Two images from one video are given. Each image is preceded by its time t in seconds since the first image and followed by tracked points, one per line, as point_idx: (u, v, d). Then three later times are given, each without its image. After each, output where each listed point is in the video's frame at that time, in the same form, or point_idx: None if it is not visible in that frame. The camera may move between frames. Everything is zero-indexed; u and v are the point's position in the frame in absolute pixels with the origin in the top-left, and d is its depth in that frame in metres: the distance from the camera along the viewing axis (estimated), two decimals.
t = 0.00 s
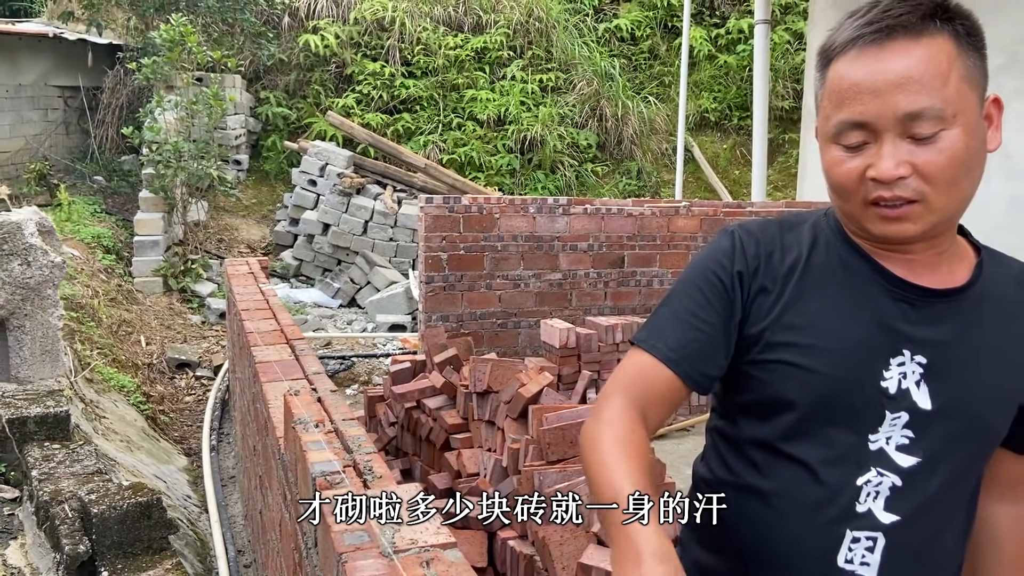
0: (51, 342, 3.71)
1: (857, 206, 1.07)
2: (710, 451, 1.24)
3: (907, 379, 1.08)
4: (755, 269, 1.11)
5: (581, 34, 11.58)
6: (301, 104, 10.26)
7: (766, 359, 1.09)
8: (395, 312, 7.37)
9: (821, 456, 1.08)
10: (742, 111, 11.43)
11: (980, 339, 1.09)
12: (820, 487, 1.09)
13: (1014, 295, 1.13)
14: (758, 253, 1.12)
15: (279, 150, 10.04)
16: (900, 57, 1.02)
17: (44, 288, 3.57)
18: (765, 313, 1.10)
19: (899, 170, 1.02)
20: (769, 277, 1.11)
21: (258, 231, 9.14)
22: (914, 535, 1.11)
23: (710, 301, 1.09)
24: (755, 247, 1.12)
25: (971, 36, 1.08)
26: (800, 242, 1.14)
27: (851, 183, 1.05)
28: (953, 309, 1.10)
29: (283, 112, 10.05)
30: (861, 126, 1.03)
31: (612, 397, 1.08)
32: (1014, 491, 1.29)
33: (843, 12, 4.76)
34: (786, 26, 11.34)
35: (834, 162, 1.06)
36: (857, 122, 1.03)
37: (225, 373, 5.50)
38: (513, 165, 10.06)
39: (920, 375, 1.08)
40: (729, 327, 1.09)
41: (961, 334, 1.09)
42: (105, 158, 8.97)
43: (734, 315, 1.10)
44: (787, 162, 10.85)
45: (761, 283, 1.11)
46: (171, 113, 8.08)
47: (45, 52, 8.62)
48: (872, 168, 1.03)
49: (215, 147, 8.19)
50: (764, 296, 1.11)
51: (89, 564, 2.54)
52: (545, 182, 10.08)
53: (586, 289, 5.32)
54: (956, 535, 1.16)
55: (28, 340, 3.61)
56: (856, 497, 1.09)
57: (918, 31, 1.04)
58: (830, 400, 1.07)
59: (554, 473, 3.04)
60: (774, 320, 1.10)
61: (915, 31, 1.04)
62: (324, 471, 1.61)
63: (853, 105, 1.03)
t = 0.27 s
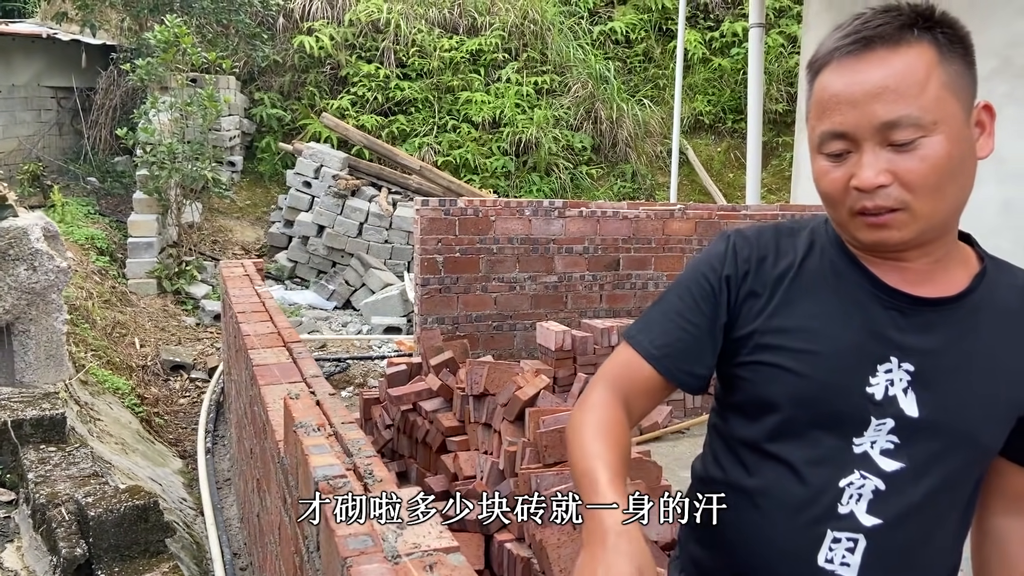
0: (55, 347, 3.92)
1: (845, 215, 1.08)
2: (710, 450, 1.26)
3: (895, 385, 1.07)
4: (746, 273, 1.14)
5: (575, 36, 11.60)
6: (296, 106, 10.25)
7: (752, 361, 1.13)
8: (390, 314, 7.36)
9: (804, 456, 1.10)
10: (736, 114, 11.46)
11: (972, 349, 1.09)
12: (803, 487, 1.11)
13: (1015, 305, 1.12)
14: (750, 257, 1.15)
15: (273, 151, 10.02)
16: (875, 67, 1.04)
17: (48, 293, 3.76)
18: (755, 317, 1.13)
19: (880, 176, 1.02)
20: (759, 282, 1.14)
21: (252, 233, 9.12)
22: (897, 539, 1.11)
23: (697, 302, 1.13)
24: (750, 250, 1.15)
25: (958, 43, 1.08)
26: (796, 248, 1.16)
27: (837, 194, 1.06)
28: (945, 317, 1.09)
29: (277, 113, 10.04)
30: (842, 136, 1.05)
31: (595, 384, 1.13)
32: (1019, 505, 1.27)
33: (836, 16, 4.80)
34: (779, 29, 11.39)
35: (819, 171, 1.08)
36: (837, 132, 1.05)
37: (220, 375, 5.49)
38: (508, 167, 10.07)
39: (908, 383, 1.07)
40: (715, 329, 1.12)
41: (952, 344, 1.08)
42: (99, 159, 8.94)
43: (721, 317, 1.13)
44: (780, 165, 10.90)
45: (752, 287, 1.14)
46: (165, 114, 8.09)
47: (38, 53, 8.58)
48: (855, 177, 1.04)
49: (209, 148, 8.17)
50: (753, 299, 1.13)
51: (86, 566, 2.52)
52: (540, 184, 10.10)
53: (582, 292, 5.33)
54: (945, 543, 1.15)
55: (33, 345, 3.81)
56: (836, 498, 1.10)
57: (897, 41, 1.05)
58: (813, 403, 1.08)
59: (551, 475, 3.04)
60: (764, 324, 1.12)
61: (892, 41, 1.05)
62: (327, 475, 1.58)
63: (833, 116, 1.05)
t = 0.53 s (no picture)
0: (60, 349, 3.96)
1: (814, 219, 1.10)
2: (709, 449, 1.29)
3: (874, 386, 1.09)
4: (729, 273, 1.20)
5: (569, 39, 11.62)
6: (290, 107, 10.24)
7: (731, 361, 1.19)
8: (386, 315, 7.35)
9: (789, 455, 1.14)
10: (729, 116, 11.51)
11: (955, 346, 1.08)
12: (788, 486, 1.14)
13: (1002, 302, 1.10)
14: (730, 262, 1.21)
15: (267, 153, 10.01)
16: (837, 72, 1.06)
17: (55, 295, 3.80)
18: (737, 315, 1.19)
19: (841, 178, 1.05)
20: (738, 284, 1.19)
21: (246, 234, 9.10)
22: (887, 539, 1.10)
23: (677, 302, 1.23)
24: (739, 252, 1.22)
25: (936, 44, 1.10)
26: (779, 252, 1.20)
27: (805, 200, 1.09)
28: (925, 318, 1.09)
29: (271, 114, 10.03)
30: (810, 142, 1.08)
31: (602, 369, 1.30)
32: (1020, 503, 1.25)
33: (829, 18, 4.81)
34: (772, 32, 11.45)
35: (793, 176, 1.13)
36: (803, 138, 1.08)
37: (214, 377, 5.47)
38: (502, 169, 10.08)
39: (887, 383, 1.08)
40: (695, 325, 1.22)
41: (932, 343, 1.09)
42: (92, 161, 8.90)
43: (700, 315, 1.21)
44: (774, 167, 10.94)
45: (734, 287, 1.20)
46: (159, 115, 8.09)
47: (31, 54, 8.54)
48: (822, 181, 1.07)
49: (204, 150, 8.15)
50: (734, 301, 1.20)
51: (84, 568, 2.51)
52: (535, 186, 10.11)
53: (577, 294, 5.34)
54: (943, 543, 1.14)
55: (39, 347, 3.84)
56: (820, 496, 1.12)
57: (863, 47, 1.07)
58: (788, 400, 1.13)
59: (548, 477, 3.05)
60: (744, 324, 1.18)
61: (855, 47, 1.07)
62: (330, 477, 1.54)
63: (798, 122, 1.09)
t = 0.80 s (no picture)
0: (71, 350, 4.21)
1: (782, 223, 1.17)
2: (698, 443, 1.38)
3: (834, 384, 1.16)
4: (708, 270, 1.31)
5: (562, 39, 11.64)
6: (283, 108, 10.22)
7: (707, 359, 1.29)
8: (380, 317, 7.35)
9: (764, 447, 1.23)
10: (722, 117, 11.53)
11: (916, 344, 1.14)
12: (760, 476, 1.23)
13: (966, 300, 1.15)
14: (707, 269, 1.31)
15: (260, 153, 9.99)
16: (806, 80, 1.12)
17: (65, 296, 4.03)
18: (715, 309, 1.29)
19: (808, 183, 1.11)
20: (710, 289, 1.30)
21: (239, 235, 9.07)
22: (855, 529, 1.17)
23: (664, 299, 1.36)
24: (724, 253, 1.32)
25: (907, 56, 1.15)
26: (753, 258, 1.29)
27: (774, 204, 1.16)
28: (888, 317, 1.16)
29: (263, 115, 10.02)
30: (780, 150, 1.13)
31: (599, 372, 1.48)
32: (1011, 499, 1.24)
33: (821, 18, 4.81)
34: (764, 34, 11.49)
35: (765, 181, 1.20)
36: (772, 141, 1.14)
37: (208, 379, 5.45)
38: (495, 170, 10.10)
39: (848, 380, 1.16)
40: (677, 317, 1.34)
41: (894, 341, 1.15)
42: (82, 161, 8.87)
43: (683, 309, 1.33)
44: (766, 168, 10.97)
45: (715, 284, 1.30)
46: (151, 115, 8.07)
47: (20, 54, 8.54)
48: (790, 186, 1.13)
49: (196, 150, 8.13)
50: (712, 298, 1.30)
51: (82, 570, 2.53)
52: (528, 187, 10.11)
53: (571, 294, 5.34)
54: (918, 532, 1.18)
55: (49, 347, 4.08)
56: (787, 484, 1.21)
57: (837, 61, 1.12)
58: (756, 392, 1.22)
59: (546, 476, 3.04)
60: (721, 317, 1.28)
61: (828, 57, 1.12)
62: (337, 475, 1.54)
63: (768, 126, 1.15)
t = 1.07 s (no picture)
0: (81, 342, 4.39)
1: (707, 220, 1.13)
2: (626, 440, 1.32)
3: (759, 365, 1.12)
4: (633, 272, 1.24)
5: (553, 39, 11.68)
6: (274, 108, 10.22)
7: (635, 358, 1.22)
8: (372, 316, 7.36)
9: (696, 437, 1.17)
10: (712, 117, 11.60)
11: (830, 323, 1.11)
12: (693, 462, 1.18)
13: (876, 271, 1.12)
14: (628, 270, 1.24)
15: (251, 153, 9.97)
16: (724, 83, 1.09)
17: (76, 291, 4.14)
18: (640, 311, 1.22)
19: (733, 185, 1.08)
20: (633, 288, 1.23)
21: (231, 235, 9.06)
22: (795, 504, 1.12)
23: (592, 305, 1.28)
24: (645, 252, 1.25)
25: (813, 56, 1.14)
26: (671, 252, 1.23)
27: (699, 204, 1.12)
28: (803, 301, 1.12)
29: (255, 115, 10.01)
30: (703, 153, 1.10)
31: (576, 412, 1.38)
32: (936, 464, 1.18)
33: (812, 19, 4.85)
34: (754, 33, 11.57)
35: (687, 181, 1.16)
36: (694, 143, 1.11)
37: (202, 378, 5.46)
38: (487, 169, 10.11)
39: (772, 364, 1.11)
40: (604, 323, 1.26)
41: (811, 321, 1.11)
42: (72, 161, 8.83)
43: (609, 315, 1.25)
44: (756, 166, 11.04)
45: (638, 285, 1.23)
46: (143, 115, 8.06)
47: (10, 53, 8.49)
48: (714, 188, 1.10)
49: (188, 150, 8.12)
50: (640, 299, 1.22)
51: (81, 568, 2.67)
52: (520, 186, 10.14)
53: (564, 293, 5.37)
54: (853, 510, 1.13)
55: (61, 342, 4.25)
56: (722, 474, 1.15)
57: (752, 65, 1.10)
58: (680, 387, 1.17)
59: (542, 474, 3.06)
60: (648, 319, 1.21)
61: (746, 61, 1.10)
62: (342, 468, 1.56)
63: (690, 128, 1.12)
